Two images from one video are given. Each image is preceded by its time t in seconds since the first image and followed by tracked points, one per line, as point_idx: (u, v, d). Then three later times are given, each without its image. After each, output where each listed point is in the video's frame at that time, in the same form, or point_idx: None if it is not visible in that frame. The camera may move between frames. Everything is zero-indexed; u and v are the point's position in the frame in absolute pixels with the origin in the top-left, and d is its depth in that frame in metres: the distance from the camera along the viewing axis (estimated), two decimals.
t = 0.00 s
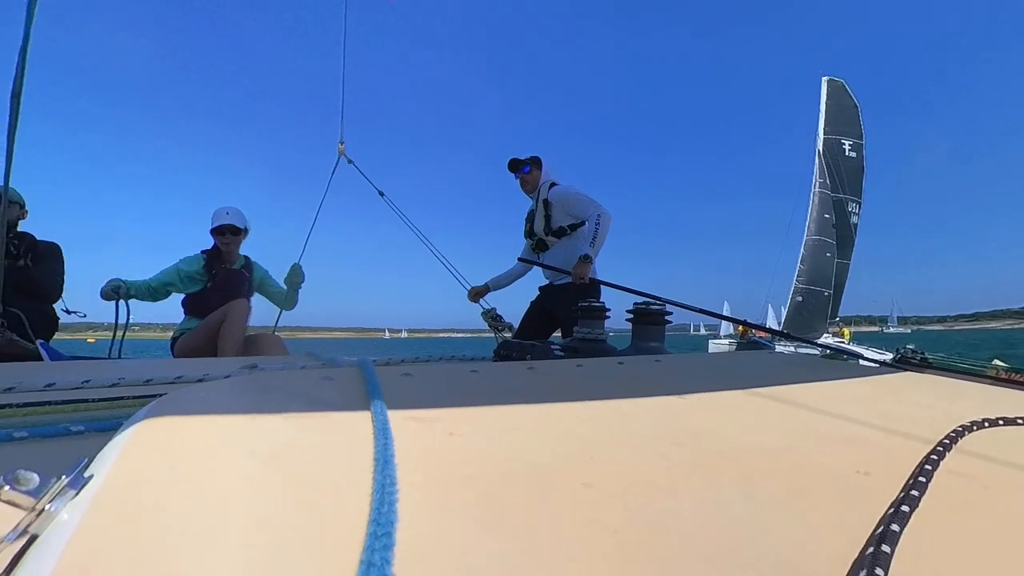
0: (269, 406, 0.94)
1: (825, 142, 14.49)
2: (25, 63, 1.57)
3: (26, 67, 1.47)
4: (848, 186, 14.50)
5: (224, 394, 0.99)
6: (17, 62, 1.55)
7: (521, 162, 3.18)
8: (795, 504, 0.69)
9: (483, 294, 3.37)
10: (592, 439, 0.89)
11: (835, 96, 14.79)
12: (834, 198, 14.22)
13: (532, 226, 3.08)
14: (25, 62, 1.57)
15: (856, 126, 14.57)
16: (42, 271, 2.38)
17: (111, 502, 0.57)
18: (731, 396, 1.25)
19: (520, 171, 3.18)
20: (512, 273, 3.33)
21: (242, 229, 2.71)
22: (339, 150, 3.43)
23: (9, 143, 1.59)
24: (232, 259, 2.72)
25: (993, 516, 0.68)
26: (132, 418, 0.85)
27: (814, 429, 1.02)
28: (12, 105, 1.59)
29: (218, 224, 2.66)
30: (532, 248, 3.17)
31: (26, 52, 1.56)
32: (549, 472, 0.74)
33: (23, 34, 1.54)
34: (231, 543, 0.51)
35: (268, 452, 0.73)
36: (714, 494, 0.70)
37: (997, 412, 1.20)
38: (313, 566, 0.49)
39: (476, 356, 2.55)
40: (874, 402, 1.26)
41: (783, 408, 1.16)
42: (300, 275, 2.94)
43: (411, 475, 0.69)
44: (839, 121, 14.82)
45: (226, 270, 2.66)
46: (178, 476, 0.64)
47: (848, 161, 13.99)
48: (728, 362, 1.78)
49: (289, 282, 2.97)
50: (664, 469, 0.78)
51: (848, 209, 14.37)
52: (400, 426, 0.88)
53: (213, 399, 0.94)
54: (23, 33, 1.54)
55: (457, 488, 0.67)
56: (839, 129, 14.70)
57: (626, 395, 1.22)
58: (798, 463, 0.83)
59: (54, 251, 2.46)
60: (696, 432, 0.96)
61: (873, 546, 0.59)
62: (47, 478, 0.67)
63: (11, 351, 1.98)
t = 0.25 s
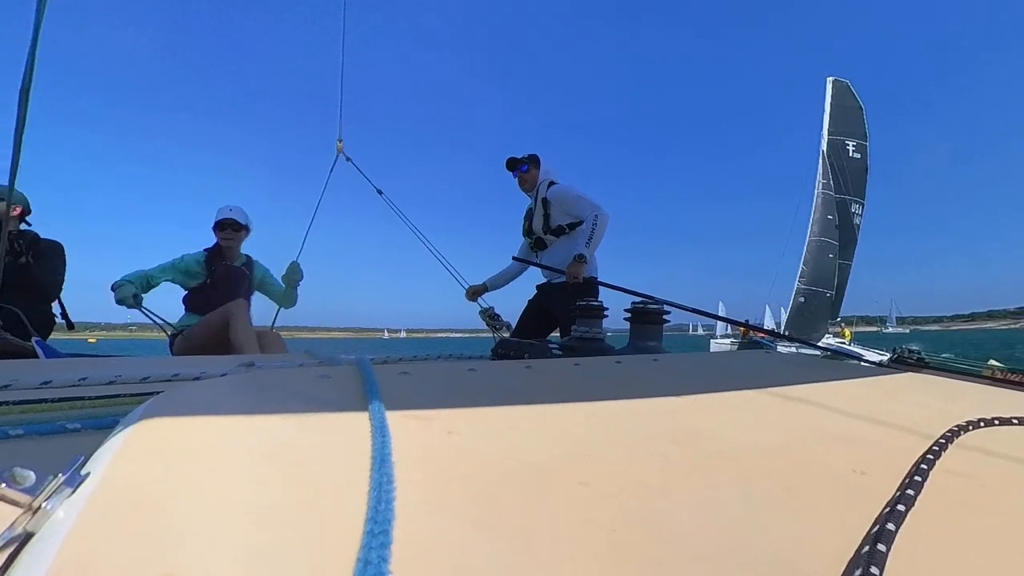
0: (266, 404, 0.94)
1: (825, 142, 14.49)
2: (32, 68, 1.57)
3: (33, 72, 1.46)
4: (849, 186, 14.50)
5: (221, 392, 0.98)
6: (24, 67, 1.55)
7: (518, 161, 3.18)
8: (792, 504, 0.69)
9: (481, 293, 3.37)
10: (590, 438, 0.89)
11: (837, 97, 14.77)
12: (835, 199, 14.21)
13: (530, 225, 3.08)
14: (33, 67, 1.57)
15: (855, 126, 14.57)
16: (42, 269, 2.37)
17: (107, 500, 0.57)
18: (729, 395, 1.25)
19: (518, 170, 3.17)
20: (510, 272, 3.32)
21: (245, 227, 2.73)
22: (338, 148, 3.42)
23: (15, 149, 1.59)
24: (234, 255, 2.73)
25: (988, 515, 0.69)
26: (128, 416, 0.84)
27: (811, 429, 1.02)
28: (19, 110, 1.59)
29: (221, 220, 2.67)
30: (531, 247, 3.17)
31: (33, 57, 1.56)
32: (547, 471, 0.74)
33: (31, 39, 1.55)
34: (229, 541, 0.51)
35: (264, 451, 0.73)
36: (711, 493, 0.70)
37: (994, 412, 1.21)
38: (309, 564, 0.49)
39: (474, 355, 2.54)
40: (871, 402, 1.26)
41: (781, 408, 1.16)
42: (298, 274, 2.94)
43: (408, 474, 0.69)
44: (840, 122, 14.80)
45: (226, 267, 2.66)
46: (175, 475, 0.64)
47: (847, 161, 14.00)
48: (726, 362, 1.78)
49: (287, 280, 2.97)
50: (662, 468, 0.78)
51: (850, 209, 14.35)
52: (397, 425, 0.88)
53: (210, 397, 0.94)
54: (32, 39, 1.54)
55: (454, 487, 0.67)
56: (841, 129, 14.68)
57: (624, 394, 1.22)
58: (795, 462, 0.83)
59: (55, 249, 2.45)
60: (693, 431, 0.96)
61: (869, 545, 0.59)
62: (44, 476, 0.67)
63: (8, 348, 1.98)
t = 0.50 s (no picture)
0: (265, 403, 0.94)
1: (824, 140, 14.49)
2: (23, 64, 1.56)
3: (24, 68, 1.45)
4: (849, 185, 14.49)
5: (219, 391, 0.98)
6: (15, 63, 1.54)
7: (515, 160, 3.18)
8: (790, 502, 0.69)
9: (479, 291, 3.37)
10: (589, 437, 0.89)
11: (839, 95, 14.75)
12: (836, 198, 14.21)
13: (527, 224, 3.08)
14: (24, 63, 1.56)
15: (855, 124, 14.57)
16: (38, 269, 2.36)
17: (107, 500, 0.57)
18: (728, 394, 1.25)
19: (515, 168, 3.17)
20: (508, 271, 3.32)
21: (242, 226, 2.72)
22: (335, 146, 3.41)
23: (8, 147, 1.58)
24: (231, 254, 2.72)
25: (985, 512, 0.69)
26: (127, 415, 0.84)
27: (809, 427, 1.02)
28: (11, 108, 1.58)
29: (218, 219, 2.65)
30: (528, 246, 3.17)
31: (24, 52, 1.55)
32: (546, 470, 0.74)
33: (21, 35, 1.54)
34: (228, 540, 0.51)
35: (263, 450, 0.73)
36: (709, 492, 0.70)
37: (991, 410, 1.21)
38: (309, 563, 0.49)
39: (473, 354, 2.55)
40: (869, 400, 1.26)
41: (780, 406, 1.17)
42: (296, 272, 2.93)
43: (407, 473, 0.69)
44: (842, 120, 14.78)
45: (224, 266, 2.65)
46: (174, 473, 0.64)
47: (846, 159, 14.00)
48: (724, 360, 1.79)
49: (286, 279, 2.96)
50: (660, 467, 0.78)
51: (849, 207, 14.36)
52: (396, 424, 0.88)
53: (208, 396, 0.94)
54: (22, 34, 1.53)
55: (454, 486, 0.67)
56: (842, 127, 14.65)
57: (623, 392, 1.22)
58: (793, 461, 0.84)
59: (53, 249, 2.45)
60: (692, 430, 0.96)
61: (866, 543, 0.60)
62: (42, 475, 0.67)
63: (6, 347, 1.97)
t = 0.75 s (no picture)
0: (265, 404, 0.94)
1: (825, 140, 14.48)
2: (21, 61, 1.56)
3: (22, 64, 1.45)
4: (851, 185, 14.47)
5: (220, 393, 0.98)
6: (13, 59, 1.54)
7: (512, 162, 3.18)
8: (793, 504, 0.69)
9: (479, 293, 3.37)
10: (590, 439, 0.89)
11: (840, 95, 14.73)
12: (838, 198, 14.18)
13: (525, 226, 3.08)
14: (21, 59, 1.56)
15: (856, 125, 14.56)
16: (37, 270, 2.37)
17: (106, 502, 0.57)
18: (729, 395, 1.25)
19: (512, 170, 3.18)
20: (507, 273, 3.32)
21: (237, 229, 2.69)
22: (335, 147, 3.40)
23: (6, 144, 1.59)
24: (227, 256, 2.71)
25: (986, 514, 0.69)
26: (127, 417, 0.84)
27: (810, 428, 1.02)
28: (9, 105, 1.58)
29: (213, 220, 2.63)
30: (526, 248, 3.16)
31: (21, 49, 1.55)
32: (546, 471, 0.74)
33: (19, 30, 1.54)
34: (227, 543, 0.51)
35: (263, 451, 0.73)
36: (711, 494, 0.70)
37: (992, 411, 1.21)
38: (309, 565, 0.49)
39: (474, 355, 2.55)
40: (869, 402, 1.26)
41: (780, 408, 1.16)
42: (296, 274, 2.93)
43: (407, 474, 0.69)
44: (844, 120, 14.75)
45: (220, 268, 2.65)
46: (174, 475, 0.64)
47: (847, 160, 14.00)
48: (724, 361, 1.79)
49: (286, 280, 2.96)
50: (661, 468, 0.78)
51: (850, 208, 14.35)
52: (396, 425, 0.88)
53: (208, 397, 0.94)
54: (18, 30, 1.53)
55: (454, 487, 0.67)
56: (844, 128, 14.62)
57: (623, 394, 1.22)
58: (794, 462, 0.83)
59: (52, 250, 2.45)
60: (693, 431, 0.96)
61: (868, 545, 0.59)
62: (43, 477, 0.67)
63: (6, 349, 1.97)
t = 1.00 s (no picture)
0: (265, 410, 0.94)
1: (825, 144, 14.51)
2: (30, 58, 1.56)
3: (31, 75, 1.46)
4: (852, 188, 14.47)
5: (220, 397, 0.98)
6: (23, 56, 1.54)
7: (510, 166, 3.19)
8: (795, 508, 0.69)
9: (479, 297, 3.37)
10: (591, 443, 0.88)
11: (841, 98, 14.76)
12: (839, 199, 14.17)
13: (524, 230, 3.09)
14: (31, 56, 1.56)
15: (856, 128, 14.59)
16: (47, 278, 2.37)
17: (104, 507, 0.56)
18: (730, 400, 1.25)
19: (511, 174, 3.18)
20: (507, 277, 3.32)
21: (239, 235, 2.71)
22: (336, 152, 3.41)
23: (13, 142, 1.59)
24: (226, 263, 2.70)
25: (988, 517, 0.69)
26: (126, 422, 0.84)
27: (811, 432, 1.02)
28: (17, 102, 1.58)
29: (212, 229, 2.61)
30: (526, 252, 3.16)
31: (30, 59, 1.56)
32: (547, 475, 0.74)
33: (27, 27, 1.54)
34: (226, 547, 0.51)
35: (263, 456, 0.73)
36: (713, 498, 0.70)
37: (993, 415, 1.21)
38: (308, 571, 0.48)
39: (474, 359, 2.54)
40: (870, 406, 1.26)
41: (781, 412, 1.16)
42: (296, 279, 2.94)
43: (407, 479, 0.69)
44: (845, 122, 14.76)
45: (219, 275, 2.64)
46: (173, 480, 0.63)
47: (847, 163, 14.03)
48: (724, 365, 1.79)
49: (286, 285, 2.97)
50: (663, 473, 0.77)
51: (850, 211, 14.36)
52: (396, 430, 0.87)
53: (208, 403, 0.94)
54: (27, 29, 1.53)
55: (455, 492, 0.66)
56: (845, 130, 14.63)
57: (624, 398, 1.22)
58: (796, 466, 0.83)
59: (54, 258, 2.44)
60: (694, 435, 0.96)
61: (870, 549, 0.59)
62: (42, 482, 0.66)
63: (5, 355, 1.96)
